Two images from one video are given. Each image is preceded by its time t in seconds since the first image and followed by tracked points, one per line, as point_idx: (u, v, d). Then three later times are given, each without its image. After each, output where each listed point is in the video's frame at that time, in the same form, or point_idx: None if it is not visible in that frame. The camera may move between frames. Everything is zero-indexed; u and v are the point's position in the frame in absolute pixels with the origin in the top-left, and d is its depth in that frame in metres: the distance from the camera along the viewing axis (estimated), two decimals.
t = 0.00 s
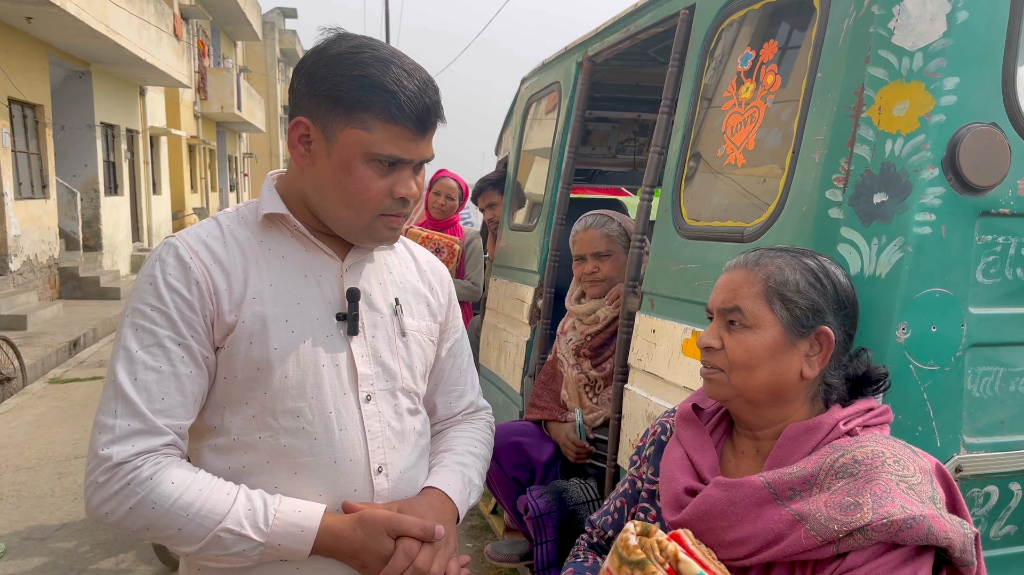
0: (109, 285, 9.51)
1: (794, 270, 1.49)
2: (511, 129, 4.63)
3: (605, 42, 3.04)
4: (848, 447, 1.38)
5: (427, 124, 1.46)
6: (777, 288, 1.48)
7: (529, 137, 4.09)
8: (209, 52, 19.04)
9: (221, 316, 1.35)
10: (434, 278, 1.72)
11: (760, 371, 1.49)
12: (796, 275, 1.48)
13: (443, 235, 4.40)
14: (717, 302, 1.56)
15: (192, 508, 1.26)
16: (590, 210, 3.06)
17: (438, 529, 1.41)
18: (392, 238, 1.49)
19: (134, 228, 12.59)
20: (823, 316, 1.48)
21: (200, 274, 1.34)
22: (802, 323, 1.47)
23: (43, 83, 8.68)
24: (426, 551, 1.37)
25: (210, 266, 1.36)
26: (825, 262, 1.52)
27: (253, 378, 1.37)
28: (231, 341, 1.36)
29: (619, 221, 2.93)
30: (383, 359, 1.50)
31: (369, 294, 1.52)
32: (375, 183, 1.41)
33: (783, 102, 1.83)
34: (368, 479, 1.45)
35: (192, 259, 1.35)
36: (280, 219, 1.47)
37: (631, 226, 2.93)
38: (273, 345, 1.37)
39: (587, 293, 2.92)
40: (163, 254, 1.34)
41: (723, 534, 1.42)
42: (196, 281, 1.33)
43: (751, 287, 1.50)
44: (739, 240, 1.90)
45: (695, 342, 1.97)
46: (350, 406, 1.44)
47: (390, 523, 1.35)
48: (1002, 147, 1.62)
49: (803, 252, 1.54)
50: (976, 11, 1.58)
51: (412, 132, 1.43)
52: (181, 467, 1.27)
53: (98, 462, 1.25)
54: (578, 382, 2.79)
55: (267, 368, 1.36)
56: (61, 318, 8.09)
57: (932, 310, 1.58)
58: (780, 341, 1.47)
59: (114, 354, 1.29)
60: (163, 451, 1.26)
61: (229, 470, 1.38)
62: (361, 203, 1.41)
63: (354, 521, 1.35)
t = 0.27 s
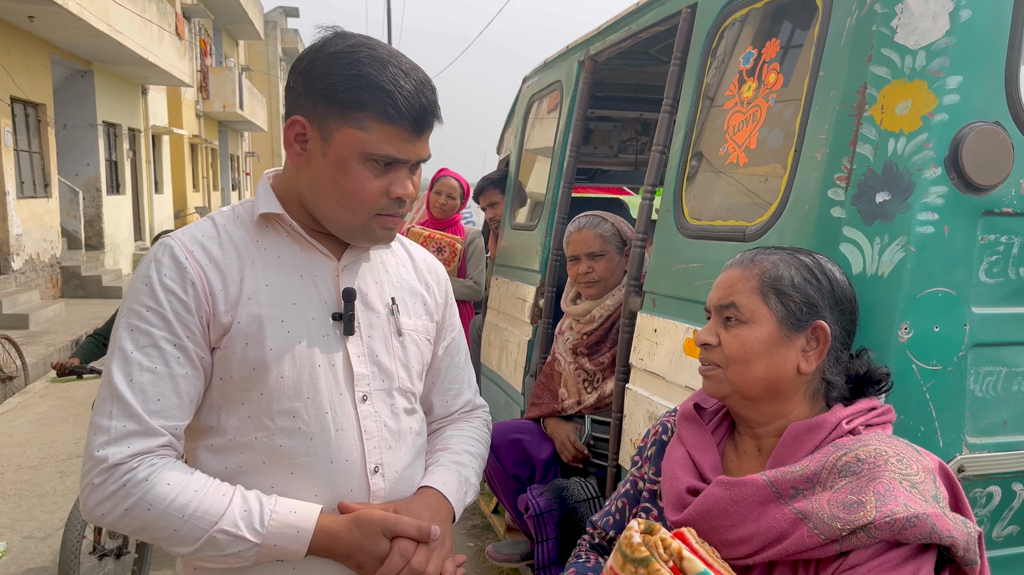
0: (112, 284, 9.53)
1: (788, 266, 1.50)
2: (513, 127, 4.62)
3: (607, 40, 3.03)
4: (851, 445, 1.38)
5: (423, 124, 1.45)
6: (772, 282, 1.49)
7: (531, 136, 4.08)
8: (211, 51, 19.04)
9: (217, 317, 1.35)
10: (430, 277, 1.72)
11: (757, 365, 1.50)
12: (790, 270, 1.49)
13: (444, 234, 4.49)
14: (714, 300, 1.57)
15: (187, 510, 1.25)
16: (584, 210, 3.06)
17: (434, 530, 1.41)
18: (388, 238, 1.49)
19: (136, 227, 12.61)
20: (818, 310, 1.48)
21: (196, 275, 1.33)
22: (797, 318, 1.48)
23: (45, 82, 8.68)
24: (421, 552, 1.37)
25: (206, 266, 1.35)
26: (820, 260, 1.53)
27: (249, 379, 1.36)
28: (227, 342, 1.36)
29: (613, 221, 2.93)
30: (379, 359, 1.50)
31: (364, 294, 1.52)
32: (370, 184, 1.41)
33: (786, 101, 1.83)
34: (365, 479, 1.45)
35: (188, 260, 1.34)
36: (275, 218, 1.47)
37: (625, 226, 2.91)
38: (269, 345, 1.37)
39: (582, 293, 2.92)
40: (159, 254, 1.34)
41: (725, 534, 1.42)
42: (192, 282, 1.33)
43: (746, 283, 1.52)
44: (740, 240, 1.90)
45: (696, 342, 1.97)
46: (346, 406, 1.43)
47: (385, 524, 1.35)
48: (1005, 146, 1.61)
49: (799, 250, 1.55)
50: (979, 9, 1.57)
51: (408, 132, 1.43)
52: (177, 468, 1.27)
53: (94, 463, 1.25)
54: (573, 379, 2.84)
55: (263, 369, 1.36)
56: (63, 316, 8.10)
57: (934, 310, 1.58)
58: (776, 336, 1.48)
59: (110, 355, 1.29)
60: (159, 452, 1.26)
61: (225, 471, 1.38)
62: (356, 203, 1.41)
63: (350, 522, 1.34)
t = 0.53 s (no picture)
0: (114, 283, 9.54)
1: (789, 266, 1.50)
2: (515, 126, 4.61)
3: (609, 39, 3.03)
4: (853, 444, 1.38)
5: (418, 124, 1.44)
6: (776, 285, 1.49)
7: (533, 135, 4.08)
8: (214, 50, 19.06)
9: (214, 317, 1.35)
10: (428, 275, 1.71)
11: (766, 368, 1.49)
12: (793, 271, 1.50)
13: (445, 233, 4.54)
14: (716, 306, 1.56)
15: (184, 510, 1.25)
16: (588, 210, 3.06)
17: (432, 528, 1.40)
18: (384, 237, 1.48)
19: (138, 226, 12.63)
20: (823, 309, 1.49)
21: (193, 274, 1.33)
22: (803, 318, 1.49)
23: (47, 81, 8.69)
24: (419, 551, 1.37)
25: (203, 266, 1.35)
26: (819, 257, 1.54)
27: (246, 378, 1.36)
28: (224, 341, 1.35)
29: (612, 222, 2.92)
30: (377, 358, 1.49)
31: (362, 292, 1.52)
32: (365, 183, 1.40)
33: (789, 100, 1.82)
34: (363, 478, 1.45)
35: (185, 260, 1.34)
36: (272, 218, 1.47)
37: (625, 226, 2.91)
38: (266, 344, 1.36)
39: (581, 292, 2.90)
40: (156, 254, 1.33)
41: (726, 532, 1.42)
42: (189, 282, 1.32)
43: (749, 286, 1.52)
44: (743, 239, 1.89)
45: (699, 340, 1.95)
46: (343, 405, 1.43)
47: (383, 522, 1.35)
48: (1009, 144, 1.60)
49: (797, 248, 1.56)
50: (983, 7, 1.56)
51: (403, 132, 1.42)
52: (174, 468, 1.27)
53: (91, 463, 1.25)
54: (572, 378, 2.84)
55: (261, 368, 1.36)
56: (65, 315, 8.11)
57: (938, 310, 1.57)
58: (782, 338, 1.49)
59: (106, 356, 1.29)
60: (156, 452, 1.26)
61: (223, 470, 1.37)
62: (351, 202, 1.40)
63: (348, 521, 1.34)
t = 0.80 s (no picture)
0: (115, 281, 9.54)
1: (793, 267, 1.50)
2: (517, 125, 4.60)
3: (612, 38, 3.01)
4: (853, 446, 1.37)
5: (418, 123, 1.44)
6: (780, 287, 1.49)
7: (535, 134, 4.07)
8: (216, 49, 19.06)
9: (213, 316, 1.34)
10: (427, 275, 1.70)
11: (773, 372, 1.48)
12: (796, 273, 1.49)
13: (447, 232, 4.58)
14: (720, 310, 1.55)
15: (183, 510, 1.25)
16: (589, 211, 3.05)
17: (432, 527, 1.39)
18: (383, 237, 1.47)
19: (140, 225, 12.64)
20: (828, 310, 1.49)
21: (192, 274, 1.33)
22: (809, 320, 1.48)
23: (50, 80, 8.70)
24: (419, 551, 1.36)
25: (202, 265, 1.34)
26: (822, 257, 1.54)
27: (245, 378, 1.35)
28: (223, 341, 1.35)
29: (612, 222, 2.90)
30: (376, 358, 1.49)
31: (361, 291, 1.51)
32: (363, 182, 1.39)
33: (792, 99, 1.81)
34: (362, 478, 1.44)
35: (184, 259, 1.33)
36: (271, 217, 1.46)
37: (625, 227, 2.89)
38: (265, 344, 1.36)
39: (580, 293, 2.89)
40: (154, 253, 1.33)
41: (726, 534, 1.41)
42: (188, 281, 1.32)
43: (753, 289, 1.51)
44: (746, 238, 1.88)
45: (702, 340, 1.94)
46: (343, 405, 1.42)
47: (382, 522, 1.34)
48: (1015, 143, 1.59)
49: (798, 248, 1.56)
50: (988, 6, 1.55)
51: (402, 131, 1.41)
52: (172, 468, 1.26)
53: (89, 463, 1.24)
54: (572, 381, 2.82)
55: (260, 367, 1.35)
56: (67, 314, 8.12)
57: (942, 310, 1.56)
58: (789, 341, 1.48)
59: (105, 354, 1.28)
60: (155, 452, 1.25)
61: (221, 470, 1.37)
62: (350, 202, 1.40)
63: (347, 521, 1.33)
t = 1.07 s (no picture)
0: (118, 280, 9.54)
1: (789, 266, 1.49)
2: (519, 124, 4.59)
3: (614, 36, 3.00)
4: (852, 445, 1.36)
5: (420, 120, 1.43)
6: (777, 285, 1.48)
7: (537, 133, 4.06)
8: (218, 48, 19.07)
9: (215, 314, 1.33)
10: (430, 275, 1.70)
11: (772, 370, 1.48)
12: (793, 270, 1.49)
13: (449, 231, 4.61)
14: (717, 309, 1.55)
15: (184, 509, 1.24)
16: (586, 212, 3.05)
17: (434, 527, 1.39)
18: (385, 235, 1.47)
19: (143, 225, 12.65)
20: (826, 308, 1.49)
21: (194, 272, 1.32)
22: (806, 318, 1.48)
23: (52, 79, 8.70)
24: (421, 551, 1.35)
25: (205, 263, 1.34)
26: (818, 255, 1.52)
27: (247, 376, 1.35)
28: (225, 339, 1.34)
29: (610, 223, 2.90)
30: (378, 357, 1.48)
31: (363, 291, 1.50)
32: (365, 180, 1.38)
33: (794, 97, 1.80)
34: (364, 478, 1.44)
35: (186, 257, 1.33)
36: (274, 216, 1.45)
37: (624, 228, 2.89)
38: (267, 343, 1.35)
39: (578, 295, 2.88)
40: (156, 251, 1.32)
41: (724, 533, 1.41)
42: (190, 279, 1.31)
43: (750, 288, 1.50)
44: (750, 237, 1.87)
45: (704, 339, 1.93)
46: (345, 404, 1.42)
47: (384, 521, 1.33)
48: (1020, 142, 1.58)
49: (795, 247, 1.55)
50: (992, 4, 1.54)
51: (404, 128, 1.40)
52: (173, 467, 1.26)
53: (90, 461, 1.24)
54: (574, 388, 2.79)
55: (261, 366, 1.34)
56: (69, 313, 8.12)
57: (947, 309, 1.55)
58: (786, 339, 1.47)
59: (107, 352, 1.27)
60: (156, 451, 1.25)
61: (223, 469, 1.36)
62: (351, 199, 1.39)
63: (349, 521, 1.33)
